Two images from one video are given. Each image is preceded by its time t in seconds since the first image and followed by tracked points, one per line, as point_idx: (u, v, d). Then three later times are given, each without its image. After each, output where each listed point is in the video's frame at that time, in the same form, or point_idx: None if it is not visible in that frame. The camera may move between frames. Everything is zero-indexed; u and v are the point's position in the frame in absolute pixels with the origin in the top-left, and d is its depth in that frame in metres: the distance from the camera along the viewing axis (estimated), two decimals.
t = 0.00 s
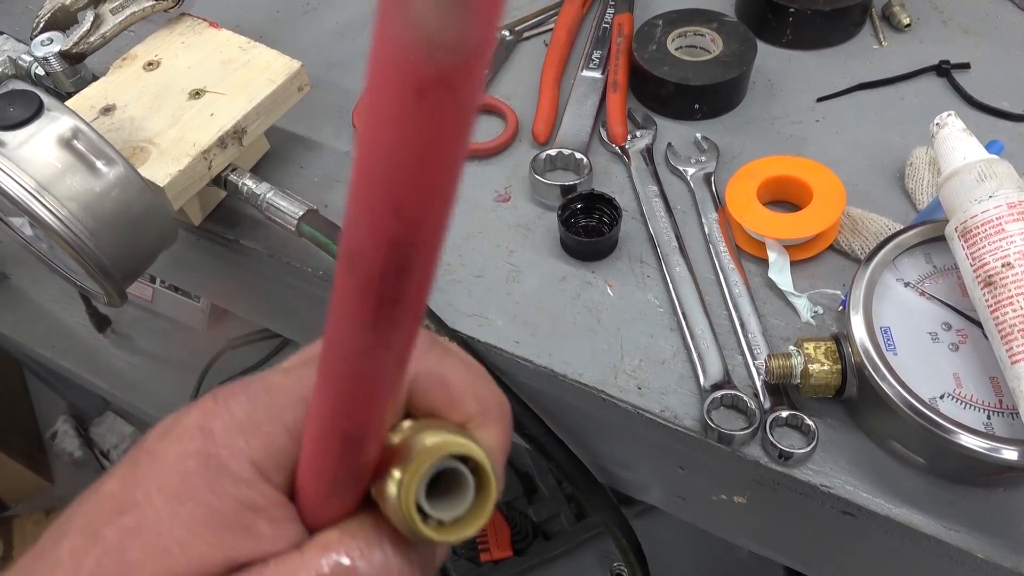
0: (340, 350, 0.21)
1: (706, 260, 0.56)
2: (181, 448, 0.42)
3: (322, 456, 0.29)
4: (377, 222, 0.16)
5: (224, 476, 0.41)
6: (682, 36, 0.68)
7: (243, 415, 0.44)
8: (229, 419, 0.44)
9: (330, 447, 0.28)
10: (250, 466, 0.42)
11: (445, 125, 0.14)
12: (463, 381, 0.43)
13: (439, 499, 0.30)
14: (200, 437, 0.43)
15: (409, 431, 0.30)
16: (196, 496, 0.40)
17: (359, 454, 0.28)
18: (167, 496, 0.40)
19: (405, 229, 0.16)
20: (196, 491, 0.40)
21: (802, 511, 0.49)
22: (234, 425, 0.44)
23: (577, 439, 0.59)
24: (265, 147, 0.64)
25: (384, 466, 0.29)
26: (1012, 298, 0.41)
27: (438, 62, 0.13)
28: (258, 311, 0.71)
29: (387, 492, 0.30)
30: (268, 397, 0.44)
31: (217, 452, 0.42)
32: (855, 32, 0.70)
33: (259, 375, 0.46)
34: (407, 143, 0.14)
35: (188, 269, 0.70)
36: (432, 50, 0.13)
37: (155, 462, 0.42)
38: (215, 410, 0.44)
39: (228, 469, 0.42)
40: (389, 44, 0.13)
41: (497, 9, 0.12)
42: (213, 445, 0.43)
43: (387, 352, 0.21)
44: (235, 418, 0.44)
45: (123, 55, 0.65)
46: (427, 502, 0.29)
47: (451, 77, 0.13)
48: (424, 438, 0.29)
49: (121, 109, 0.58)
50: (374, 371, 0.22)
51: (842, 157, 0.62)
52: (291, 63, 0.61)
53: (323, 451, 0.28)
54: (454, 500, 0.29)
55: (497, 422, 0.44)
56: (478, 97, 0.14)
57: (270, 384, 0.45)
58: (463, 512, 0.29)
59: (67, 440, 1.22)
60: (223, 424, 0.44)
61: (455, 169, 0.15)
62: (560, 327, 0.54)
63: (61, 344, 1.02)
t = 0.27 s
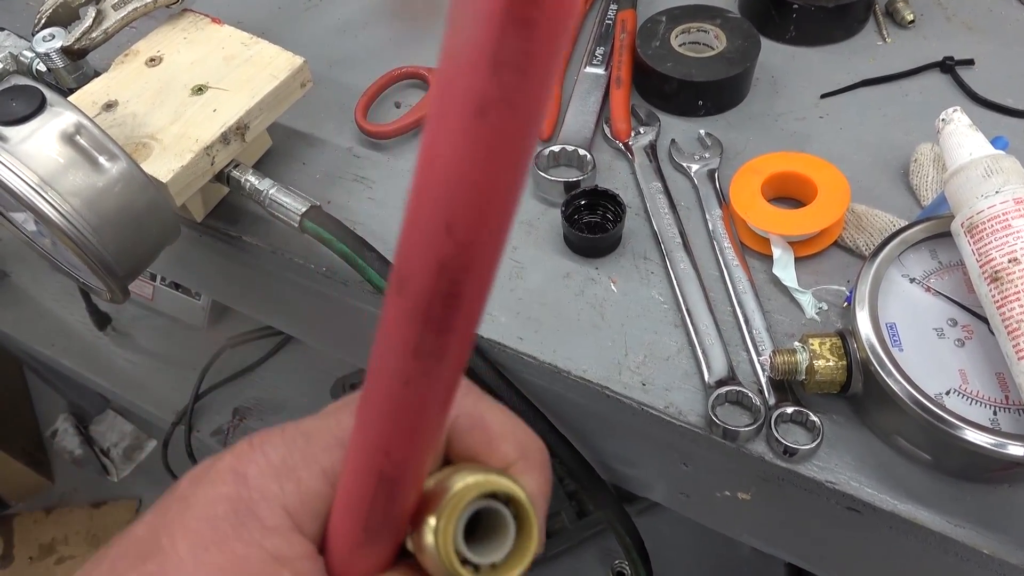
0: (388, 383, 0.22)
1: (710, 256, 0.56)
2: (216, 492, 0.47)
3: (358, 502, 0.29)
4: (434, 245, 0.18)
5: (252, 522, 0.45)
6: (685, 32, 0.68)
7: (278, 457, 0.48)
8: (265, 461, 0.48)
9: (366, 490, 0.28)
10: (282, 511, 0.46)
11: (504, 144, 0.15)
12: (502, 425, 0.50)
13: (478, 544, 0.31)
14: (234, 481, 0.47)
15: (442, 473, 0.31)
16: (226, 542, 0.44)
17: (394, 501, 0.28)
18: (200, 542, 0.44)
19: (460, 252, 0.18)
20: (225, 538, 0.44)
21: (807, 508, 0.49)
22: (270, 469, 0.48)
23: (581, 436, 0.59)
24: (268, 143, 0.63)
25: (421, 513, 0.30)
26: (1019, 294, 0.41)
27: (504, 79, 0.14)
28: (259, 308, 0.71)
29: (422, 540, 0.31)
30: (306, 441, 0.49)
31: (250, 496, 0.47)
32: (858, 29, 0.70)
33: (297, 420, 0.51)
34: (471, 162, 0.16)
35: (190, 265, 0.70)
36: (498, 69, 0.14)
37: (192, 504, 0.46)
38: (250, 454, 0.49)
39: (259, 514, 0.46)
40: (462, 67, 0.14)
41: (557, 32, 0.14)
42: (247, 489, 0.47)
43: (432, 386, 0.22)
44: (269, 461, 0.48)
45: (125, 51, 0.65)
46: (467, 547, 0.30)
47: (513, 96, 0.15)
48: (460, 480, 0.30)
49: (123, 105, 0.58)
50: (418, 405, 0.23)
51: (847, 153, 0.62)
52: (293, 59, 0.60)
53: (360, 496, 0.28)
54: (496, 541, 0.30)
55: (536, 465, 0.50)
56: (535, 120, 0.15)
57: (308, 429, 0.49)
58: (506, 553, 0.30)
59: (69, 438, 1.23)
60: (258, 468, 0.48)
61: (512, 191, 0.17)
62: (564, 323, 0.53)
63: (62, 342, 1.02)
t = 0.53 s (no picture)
0: (405, 459, 0.23)
1: (705, 256, 0.56)
2: (233, 542, 0.49)
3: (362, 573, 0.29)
4: (456, 348, 0.18)
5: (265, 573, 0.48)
6: (681, 33, 0.68)
7: (288, 511, 0.49)
8: (276, 514, 0.49)
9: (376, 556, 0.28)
10: (291, 564, 0.48)
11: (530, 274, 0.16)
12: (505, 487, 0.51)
13: None
14: (246, 532, 0.49)
15: (445, 531, 0.31)
16: None
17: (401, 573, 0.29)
18: None
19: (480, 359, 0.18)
20: None
21: (801, 506, 0.49)
22: (281, 521, 0.49)
23: (577, 435, 0.59)
24: (265, 144, 0.64)
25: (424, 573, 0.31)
26: (1011, 293, 0.41)
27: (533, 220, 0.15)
28: (257, 308, 0.71)
29: None
30: (317, 495, 0.49)
31: (260, 550, 0.48)
32: (854, 29, 0.70)
33: (309, 470, 0.51)
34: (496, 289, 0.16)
35: (187, 265, 0.70)
36: (527, 210, 0.15)
37: (208, 553, 0.49)
38: (261, 506, 0.50)
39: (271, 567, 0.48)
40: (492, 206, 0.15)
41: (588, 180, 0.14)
42: (258, 541, 0.49)
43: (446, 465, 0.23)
44: (280, 514, 0.49)
45: (123, 52, 0.65)
46: None
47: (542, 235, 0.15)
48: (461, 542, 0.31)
49: (120, 106, 0.58)
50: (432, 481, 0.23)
51: (842, 153, 0.62)
52: (290, 60, 0.61)
53: (365, 568, 0.29)
54: None
55: (537, 526, 0.51)
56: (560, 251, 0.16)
57: (319, 483, 0.49)
58: None
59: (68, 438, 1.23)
60: (269, 520, 0.49)
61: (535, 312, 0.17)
62: (560, 323, 0.54)
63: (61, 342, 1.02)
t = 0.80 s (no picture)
0: (426, 457, 0.25)
1: (704, 252, 0.56)
2: (251, 547, 0.51)
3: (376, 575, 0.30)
4: (477, 350, 0.20)
5: None
6: (680, 30, 0.68)
7: (307, 518, 0.52)
8: (296, 520, 0.52)
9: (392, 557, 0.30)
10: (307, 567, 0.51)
11: (549, 278, 0.18)
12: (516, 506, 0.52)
13: None
14: (266, 538, 0.52)
15: (458, 545, 0.32)
16: None
17: None
18: None
19: (499, 357, 0.20)
20: None
21: (800, 503, 0.49)
22: (300, 527, 0.52)
23: (576, 432, 0.59)
24: (265, 141, 0.63)
25: None
26: (1009, 289, 0.41)
27: (550, 229, 0.17)
28: (256, 306, 0.71)
29: None
30: (335, 504, 0.52)
31: (278, 555, 0.51)
32: (853, 27, 0.70)
33: (327, 484, 0.54)
34: (517, 292, 0.18)
35: (186, 262, 0.70)
36: (546, 221, 0.17)
37: (229, 556, 0.51)
38: (281, 514, 0.53)
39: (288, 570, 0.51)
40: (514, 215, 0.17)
41: (600, 197, 0.16)
42: (276, 547, 0.51)
43: (464, 466, 0.24)
44: (298, 521, 0.52)
45: (122, 49, 0.65)
46: None
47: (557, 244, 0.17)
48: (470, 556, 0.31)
49: (120, 103, 0.58)
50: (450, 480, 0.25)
51: (841, 151, 0.62)
52: (290, 57, 0.61)
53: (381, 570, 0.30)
54: None
55: (544, 545, 0.52)
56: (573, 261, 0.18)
57: (336, 493, 0.53)
58: None
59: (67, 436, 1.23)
60: (288, 528, 0.52)
61: (550, 317, 0.19)
62: (559, 320, 0.54)
63: (60, 341, 1.02)
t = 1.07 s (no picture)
0: (412, 444, 0.24)
1: (701, 248, 0.55)
2: (240, 539, 0.53)
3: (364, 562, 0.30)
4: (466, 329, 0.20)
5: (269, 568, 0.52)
6: (677, 24, 0.67)
7: (293, 512, 0.54)
8: (287, 511, 0.54)
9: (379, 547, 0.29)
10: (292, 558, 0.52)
11: (541, 247, 0.18)
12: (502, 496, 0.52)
13: None
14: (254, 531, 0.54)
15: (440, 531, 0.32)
16: None
17: (401, 562, 0.30)
18: None
19: (488, 335, 0.20)
20: None
21: (799, 500, 0.48)
22: (287, 520, 0.54)
23: (573, 430, 0.58)
24: (257, 137, 0.63)
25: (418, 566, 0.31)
26: (1011, 283, 0.41)
27: (539, 200, 0.18)
28: (250, 304, 0.71)
29: None
30: (320, 498, 0.54)
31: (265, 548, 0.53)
32: (851, 20, 0.69)
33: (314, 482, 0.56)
34: (506, 261, 0.18)
35: (179, 260, 0.70)
36: (537, 189, 0.17)
37: (219, 549, 0.53)
38: (269, 509, 0.55)
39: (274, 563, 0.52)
40: (506, 185, 0.17)
41: (587, 161, 0.17)
42: (263, 539, 0.53)
43: (450, 448, 0.24)
44: (285, 515, 0.54)
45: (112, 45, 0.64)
46: None
47: (546, 211, 0.18)
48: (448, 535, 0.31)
49: (110, 98, 0.58)
50: (439, 467, 0.25)
51: (840, 145, 0.61)
52: (282, 51, 0.60)
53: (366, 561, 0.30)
54: None
55: (527, 533, 0.53)
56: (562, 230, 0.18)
57: (322, 489, 0.55)
58: None
59: (63, 436, 1.22)
60: (275, 521, 0.54)
61: (540, 289, 0.19)
62: (555, 316, 0.53)
63: (54, 340, 1.02)
